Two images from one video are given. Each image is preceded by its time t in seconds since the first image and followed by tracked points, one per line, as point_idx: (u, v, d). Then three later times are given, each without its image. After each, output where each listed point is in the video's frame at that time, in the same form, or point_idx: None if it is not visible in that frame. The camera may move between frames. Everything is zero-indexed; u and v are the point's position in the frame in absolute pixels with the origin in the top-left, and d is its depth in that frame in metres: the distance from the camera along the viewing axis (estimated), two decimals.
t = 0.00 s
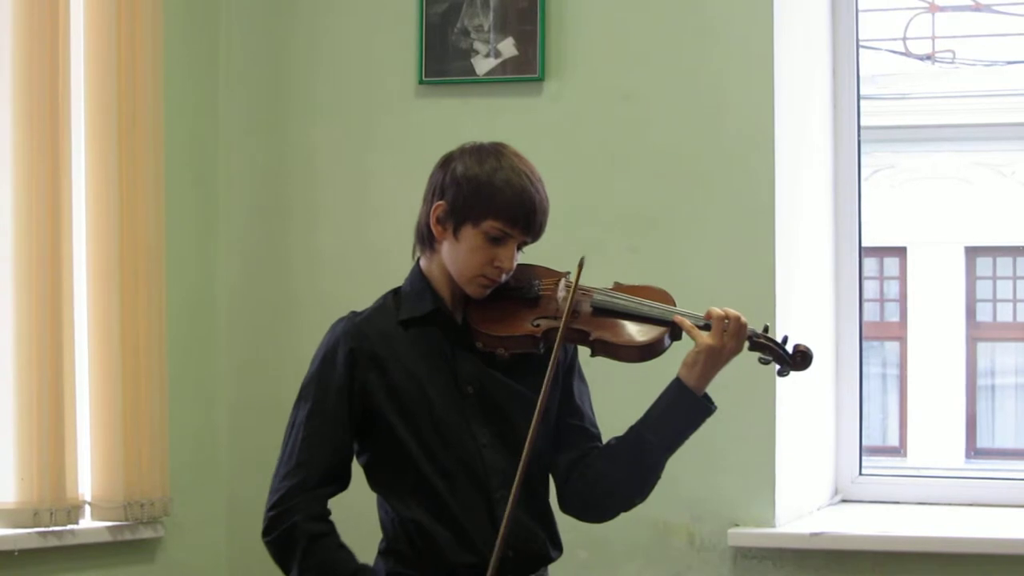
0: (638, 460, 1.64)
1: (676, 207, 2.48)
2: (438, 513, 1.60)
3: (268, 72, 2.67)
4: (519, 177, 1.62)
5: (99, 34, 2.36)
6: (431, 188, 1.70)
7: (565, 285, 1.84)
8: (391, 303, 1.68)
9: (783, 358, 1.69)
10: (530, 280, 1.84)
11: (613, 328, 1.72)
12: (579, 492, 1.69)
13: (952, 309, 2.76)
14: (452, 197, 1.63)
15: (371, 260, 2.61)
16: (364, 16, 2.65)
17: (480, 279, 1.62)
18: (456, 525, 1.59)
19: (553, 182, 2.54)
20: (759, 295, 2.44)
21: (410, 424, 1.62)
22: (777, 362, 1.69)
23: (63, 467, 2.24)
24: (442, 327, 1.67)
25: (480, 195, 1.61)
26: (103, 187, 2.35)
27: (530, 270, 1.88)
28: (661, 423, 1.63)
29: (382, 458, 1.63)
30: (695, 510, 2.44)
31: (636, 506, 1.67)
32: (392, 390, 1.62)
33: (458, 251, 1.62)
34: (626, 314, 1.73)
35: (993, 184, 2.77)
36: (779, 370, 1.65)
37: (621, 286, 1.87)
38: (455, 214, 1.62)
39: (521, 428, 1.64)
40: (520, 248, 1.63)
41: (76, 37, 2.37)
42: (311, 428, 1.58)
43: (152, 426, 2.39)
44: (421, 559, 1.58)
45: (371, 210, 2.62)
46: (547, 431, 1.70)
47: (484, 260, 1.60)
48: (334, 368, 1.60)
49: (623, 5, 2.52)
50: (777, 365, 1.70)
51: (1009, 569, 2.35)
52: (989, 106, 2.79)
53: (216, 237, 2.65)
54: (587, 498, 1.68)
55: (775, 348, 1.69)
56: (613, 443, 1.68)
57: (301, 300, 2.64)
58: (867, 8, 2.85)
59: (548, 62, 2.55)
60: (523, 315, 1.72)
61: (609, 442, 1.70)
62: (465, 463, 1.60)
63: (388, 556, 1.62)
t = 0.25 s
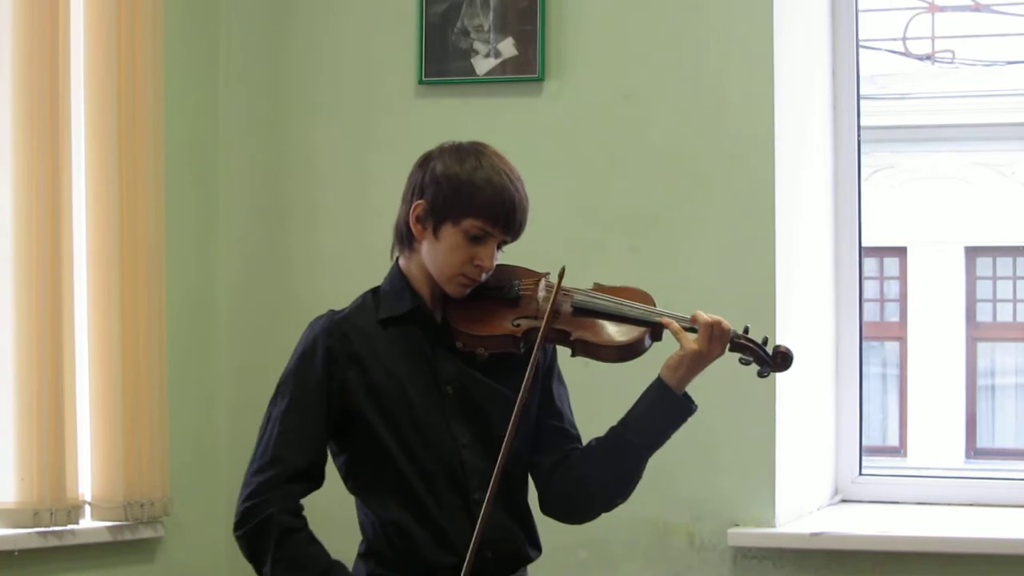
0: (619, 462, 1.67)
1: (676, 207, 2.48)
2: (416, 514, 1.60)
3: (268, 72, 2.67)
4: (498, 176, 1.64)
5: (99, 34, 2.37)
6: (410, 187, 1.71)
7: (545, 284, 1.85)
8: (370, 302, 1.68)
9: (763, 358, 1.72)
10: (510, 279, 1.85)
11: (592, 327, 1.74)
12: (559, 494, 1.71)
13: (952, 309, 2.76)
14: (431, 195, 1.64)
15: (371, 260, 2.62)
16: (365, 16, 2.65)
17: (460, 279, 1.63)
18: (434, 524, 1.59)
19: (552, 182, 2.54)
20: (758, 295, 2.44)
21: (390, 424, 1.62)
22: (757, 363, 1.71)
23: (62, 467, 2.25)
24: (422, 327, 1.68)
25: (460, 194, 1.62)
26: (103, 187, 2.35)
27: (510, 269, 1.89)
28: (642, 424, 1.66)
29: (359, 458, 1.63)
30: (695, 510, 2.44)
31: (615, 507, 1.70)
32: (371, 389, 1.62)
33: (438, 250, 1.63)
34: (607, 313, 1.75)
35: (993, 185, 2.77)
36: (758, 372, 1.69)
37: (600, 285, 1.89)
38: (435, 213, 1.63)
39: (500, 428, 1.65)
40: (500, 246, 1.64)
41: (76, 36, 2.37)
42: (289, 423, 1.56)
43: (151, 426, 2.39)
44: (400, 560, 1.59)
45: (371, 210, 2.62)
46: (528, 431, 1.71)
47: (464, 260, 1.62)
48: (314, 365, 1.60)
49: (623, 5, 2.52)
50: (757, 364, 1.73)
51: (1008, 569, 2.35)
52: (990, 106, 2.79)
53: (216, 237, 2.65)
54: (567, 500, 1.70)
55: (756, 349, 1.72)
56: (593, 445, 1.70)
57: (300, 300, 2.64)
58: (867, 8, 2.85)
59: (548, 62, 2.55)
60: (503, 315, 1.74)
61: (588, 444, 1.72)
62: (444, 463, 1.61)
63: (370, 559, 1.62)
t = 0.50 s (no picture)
0: (610, 461, 1.68)
1: (675, 207, 2.48)
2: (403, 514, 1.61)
3: (269, 72, 2.68)
4: (486, 176, 1.65)
5: (99, 34, 2.37)
6: (396, 187, 1.71)
7: (530, 286, 1.87)
8: (355, 302, 1.68)
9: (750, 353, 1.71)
10: (496, 280, 1.87)
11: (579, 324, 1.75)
12: (551, 493, 1.72)
13: (952, 309, 2.76)
14: (420, 194, 1.65)
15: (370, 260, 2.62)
16: (365, 16, 2.65)
17: (447, 277, 1.63)
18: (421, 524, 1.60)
19: (552, 182, 2.54)
20: (758, 295, 2.44)
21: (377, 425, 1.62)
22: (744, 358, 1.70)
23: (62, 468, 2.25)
24: (409, 326, 1.68)
25: (448, 193, 1.63)
26: (103, 187, 2.35)
27: (495, 272, 1.91)
28: (632, 423, 1.67)
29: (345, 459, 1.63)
30: (695, 510, 2.44)
31: (607, 505, 1.71)
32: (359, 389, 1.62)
33: (425, 248, 1.63)
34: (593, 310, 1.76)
35: (994, 184, 2.77)
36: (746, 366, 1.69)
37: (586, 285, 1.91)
38: (423, 212, 1.64)
39: (487, 428, 1.66)
40: (487, 246, 1.65)
41: (76, 36, 2.37)
42: (278, 422, 1.56)
43: (151, 425, 2.39)
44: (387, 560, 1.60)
45: (371, 210, 2.62)
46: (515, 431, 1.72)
47: (451, 258, 1.62)
48: (303, 364, 1.59)
49: (623, 5, 2.52)
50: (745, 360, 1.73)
51: (1008, 569, 2.35)
52: (990, 106, 2.79)
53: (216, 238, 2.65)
54: (559, 498, 1.72)
55: (743, 345, 1.71)
56: (583, 444, 1.71)
57: (300, 300, 2.64)
58: (867, 8, 2.85)
59: (548, 62, 2.55)
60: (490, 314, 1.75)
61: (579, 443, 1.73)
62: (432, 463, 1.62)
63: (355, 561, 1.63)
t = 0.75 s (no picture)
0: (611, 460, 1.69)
1: (676, 207, 2.48)
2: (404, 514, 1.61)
3: (269, 72, 2.67)
4: (489, 177, 1.66)
5: (100, 32, 2.36)
6: (397, 186, 1.70)
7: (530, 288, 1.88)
8: (355, 302, 1.67)
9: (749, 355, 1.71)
10: (496, 280, 1.87)
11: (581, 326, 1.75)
12: (551, 492, 1.73)
13: (953, 309, 2.76)
14: (422, 195, 1.65)
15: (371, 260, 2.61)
16: (366, 16, 2.65)
17: (449, 278, 1.63)
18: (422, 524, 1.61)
19: (552, 182, 2.54)
20: (758, 295, 2.44)
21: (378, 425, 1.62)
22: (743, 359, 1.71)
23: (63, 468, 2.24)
24: (409, 326, 1.68)
25: (451, 194, 1.63)
26: (103, 187, 2.35)
27: (495, 271, 1.91)
28: (633, 423, 1.68)
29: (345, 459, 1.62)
30: (695, 511, 2.44)
31: (607, 505, 1.72)
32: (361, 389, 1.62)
33: (427, 250, 1.63)
34: (594, 312, 1.76)
35: (994, 185, 2.77)
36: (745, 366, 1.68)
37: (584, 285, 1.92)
38: (425, 213, 1.63)
39: (487, 427, 1.67)
40: (489, 248, 1.66)
41: (76, 35, 2.37)
42: (286, 418, 1.54)
43: (151, 425, 2.39)
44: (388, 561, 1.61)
45: (371, 210, 2.62)
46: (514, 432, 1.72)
47: (454, 260, 1.62)
48: (308, 362, 1.58)
49: (624, 5, 2.52)
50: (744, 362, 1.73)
51: (1009, 570, 2.35)
52: (990, 106, 2.78)
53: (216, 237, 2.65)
54: (559, 498, 1.73)
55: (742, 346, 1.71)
56: (583, 444, 1.71)
57: (300, 299, 2.64)
58: (868, 8, 2.85)
59: (549, 62, 2.55)
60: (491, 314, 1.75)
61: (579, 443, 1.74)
62: (432, 463, 1.62)
63: (355, 563, 1.63)
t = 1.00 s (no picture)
0: (621, 461, 1.73)
1: (675, 207, 2.49)
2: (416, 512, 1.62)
3: (268, 72, 2.67)
4: (504, 178, 1.65)
5: (99, 32, 2.37)
6: (412, 185, 1.70)
7: (541, 289, 1.88)
8: (367, 299, 1.68)
9: (756, 359, 1.78)
10: (507, 280, 1.87)
11: (591, 328, 1.76)
12: (560, 492, 1.77)
13: (952, 309, 2.76)
14: (437, 195, 1.64)
15: (370, 260, 2.62)
16: (365, 16, 2.65)
17: (460, 279, 1.64)
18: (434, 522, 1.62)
19: (552, 182, 2.54)
20: (758, 295, 2.44)
21: (391, 422, 1.62)
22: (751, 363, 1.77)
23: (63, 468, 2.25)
24: (420, 325, 1.68)
25: (467, 195, 1.63)
26: (102, 187, 2.35)
27: (506, 272, 1.92)
28: (644, 425, 1.73)
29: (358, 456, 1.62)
30: (695, 511, 2.44)
31: (614, 506, 1.76)
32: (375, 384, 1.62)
33: (441, 250, 1.63)
34: (604, 315, 1.77)
35: (994, 185, 2.77)
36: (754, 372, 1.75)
37: (593, 287, 1.92)
38: (440, 213, 1.63)
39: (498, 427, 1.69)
40: (502, 249, 1.65)
41: (76, 36, 2.37)
42: (311, 399, 1.53)
43: (151, 424, 2.39)
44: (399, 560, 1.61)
45: (371, 210, 2.62)
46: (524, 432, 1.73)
47: (466, 261, 1.62)
48: (327, 351, 1.57)
49: (623, 5, 2.52)
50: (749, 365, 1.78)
51: (1007, 569, 2.35)
52: (989, 106, 2.78)
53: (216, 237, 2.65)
54: (568, 498, 1.77)
55: (750, 351, 1.77)
56: (594, 445, 1.76)
57: (299, 299, 2.64)
58: (867, 8, 2.85)
59: (548, 62, 2.55)
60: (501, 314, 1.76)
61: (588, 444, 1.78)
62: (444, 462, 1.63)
63: (366, 561, 1.63)
